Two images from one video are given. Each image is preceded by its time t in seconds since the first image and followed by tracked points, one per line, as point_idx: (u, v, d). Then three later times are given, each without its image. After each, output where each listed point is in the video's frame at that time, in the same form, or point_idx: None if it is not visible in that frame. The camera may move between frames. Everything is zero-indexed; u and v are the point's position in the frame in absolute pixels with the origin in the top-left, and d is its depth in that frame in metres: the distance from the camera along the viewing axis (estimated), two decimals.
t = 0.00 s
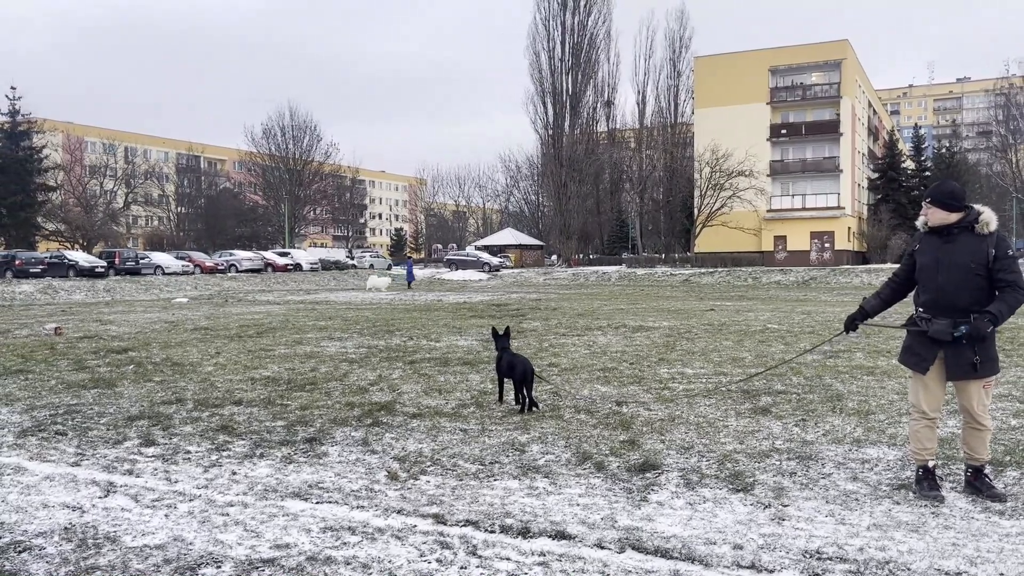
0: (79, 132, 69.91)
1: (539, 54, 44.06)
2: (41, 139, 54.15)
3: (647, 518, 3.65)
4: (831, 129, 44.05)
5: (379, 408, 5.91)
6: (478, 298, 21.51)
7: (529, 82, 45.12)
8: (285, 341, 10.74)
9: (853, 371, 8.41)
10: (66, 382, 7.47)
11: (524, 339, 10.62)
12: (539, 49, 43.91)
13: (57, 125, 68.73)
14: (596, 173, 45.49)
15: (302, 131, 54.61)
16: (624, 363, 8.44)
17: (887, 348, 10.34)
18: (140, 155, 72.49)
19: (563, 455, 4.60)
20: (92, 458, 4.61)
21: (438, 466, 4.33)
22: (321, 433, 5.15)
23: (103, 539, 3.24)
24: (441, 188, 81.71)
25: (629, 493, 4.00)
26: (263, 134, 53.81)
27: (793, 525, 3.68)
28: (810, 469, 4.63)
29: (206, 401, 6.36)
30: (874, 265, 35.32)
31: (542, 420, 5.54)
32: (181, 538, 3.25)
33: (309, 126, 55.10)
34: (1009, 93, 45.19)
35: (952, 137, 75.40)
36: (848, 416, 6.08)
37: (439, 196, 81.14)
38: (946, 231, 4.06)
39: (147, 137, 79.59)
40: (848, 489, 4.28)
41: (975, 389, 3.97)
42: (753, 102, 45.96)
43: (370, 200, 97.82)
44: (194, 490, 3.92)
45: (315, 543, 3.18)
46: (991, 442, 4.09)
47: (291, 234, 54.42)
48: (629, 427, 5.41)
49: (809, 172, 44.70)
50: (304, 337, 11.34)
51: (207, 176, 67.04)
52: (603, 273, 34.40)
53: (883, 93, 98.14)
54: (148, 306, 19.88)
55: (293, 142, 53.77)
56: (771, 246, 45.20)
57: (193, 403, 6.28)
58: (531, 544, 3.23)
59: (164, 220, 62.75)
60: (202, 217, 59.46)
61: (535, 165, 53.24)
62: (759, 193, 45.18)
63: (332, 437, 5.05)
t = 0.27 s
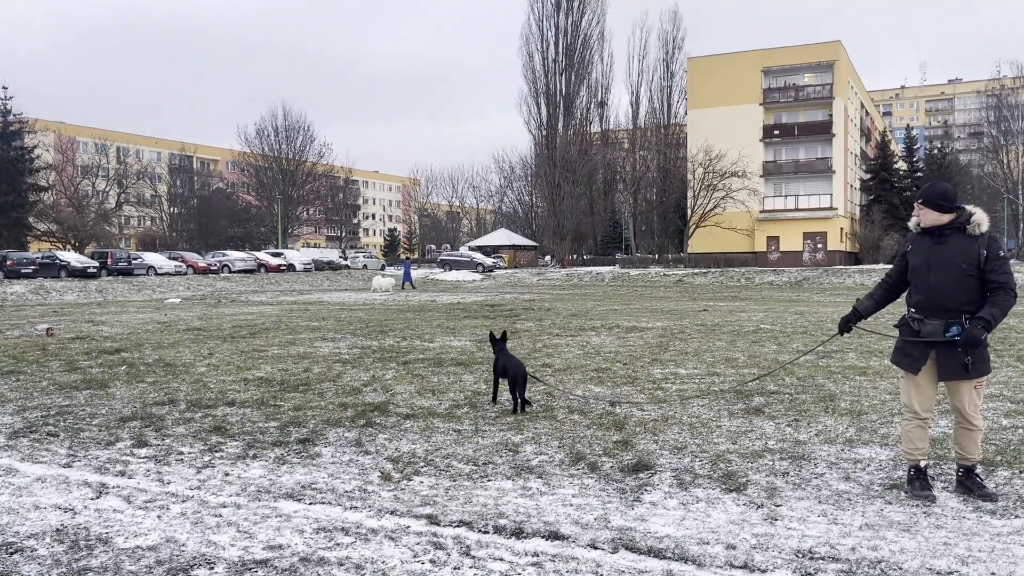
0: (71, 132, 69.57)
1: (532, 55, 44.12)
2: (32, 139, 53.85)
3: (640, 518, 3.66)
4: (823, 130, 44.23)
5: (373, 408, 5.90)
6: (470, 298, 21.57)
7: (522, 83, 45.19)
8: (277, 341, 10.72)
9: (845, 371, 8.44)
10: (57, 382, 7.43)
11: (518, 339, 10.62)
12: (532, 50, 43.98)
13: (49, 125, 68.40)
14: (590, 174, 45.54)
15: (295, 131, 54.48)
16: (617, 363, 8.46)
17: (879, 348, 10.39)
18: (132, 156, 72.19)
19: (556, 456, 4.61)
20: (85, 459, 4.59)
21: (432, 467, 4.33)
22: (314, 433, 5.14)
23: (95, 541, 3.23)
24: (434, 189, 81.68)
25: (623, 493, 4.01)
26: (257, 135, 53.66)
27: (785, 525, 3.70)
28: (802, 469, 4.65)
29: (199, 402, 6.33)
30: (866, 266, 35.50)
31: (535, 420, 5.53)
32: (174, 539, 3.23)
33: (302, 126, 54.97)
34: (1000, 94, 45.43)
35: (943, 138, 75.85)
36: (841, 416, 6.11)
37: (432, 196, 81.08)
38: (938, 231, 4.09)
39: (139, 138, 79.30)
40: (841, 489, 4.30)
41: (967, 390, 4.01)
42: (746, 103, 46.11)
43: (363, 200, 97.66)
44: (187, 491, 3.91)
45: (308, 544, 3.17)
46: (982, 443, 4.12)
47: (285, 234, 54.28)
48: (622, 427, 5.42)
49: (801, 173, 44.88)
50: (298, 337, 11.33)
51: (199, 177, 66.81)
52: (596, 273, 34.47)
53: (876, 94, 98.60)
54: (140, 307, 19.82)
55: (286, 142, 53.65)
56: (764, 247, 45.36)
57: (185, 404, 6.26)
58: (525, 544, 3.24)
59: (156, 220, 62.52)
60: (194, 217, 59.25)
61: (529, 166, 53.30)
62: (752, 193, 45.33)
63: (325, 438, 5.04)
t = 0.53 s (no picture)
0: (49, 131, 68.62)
1: (517, 56, 44.21)
2: (10, 138, 53.07)
3: (624, 518, 3.69)
4: (805, 132, 44.68)
5: (356, 409, 5.88)
6: (455, 299, 21.51)
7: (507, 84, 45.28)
8: (261, 342, 10.65)
9: (827, 371, 8.53)
10: (37, 384, 7.34)
11: (503, 340, 10.63)
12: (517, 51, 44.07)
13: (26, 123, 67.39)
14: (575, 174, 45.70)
15: (279, 130, 54.15)
16: (602, 364, 8.50)
17: (861, 348, 10.50)
18: (112, 155, 71.33)
19: (540, 456, 4.62)
20: (65, 461, 4.54)
21: (416, 468, 4.32)
22: (297, 435, 5.12)
23: (75, 544, 3.19)
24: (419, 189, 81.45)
25: (606, 493, 4.03)
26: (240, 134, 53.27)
27: (767, 524, 3.75)
28: (785, 468, 4.70)
29: (181, 403, 6.28)
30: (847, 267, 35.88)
31: (520, 421, 5.54)
32: (155, 542, 3.21)
33: (286, 125, 54.62)
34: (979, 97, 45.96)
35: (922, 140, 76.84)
36: (823, 416, 6.18)
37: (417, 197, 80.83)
38: (919, 233, 4.16)
39: (120, 137, 78.38)
40: (823, 488, 4.35)
41: (948, 389, 4.07)
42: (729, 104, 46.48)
43: (347, 200, 97.16)
44: (169, 494, 3.87)
45: (291, 546, 3.16)
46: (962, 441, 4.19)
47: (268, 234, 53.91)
48: (606, 427, 5.45)
49: (784, 175, 45.31)
50: (281, 338, 11.26)
51: (181, 176, 66.16)
52: (581, 274, 34.56)
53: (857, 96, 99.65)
54: (121, 308, 19.61)
55: (269, 142, 53.28)
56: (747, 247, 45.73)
57: (167, 405, 6.20)
58: (508, 545, 3.25)
59: (137, 220, 61.81)
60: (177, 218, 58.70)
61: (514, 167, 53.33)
62: (735, 195, 45.68)
63: (309, 439, 5.02)
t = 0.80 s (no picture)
0: (21, 129, 67.33)
1: (496, 57, 44.25)
2: None
3: (603, 519, 3.72)
4: (782, 135, 45.24)
5: (335, 411, 5.85)
6: (435, 300, 21.43)
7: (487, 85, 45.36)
8: (239, 344, 10.55)
9: (803, 371, 8.65)
10: (9, 387, 7.21)
11: (483, 341, 10.64)
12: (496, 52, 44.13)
13: None
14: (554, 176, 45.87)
15: (257, 130, 53.63)
16: (581, 365, 8.54)
17: (837, 348, 10.66)
18: (85, 154, 70.17)
19: (520, 457, 4.63)
20: (38, 465, 4.46)
21: (395, 469, 4.31)
22: (275, 437, 5.09)
23: (48, 549, 3.15)
24: (398, 190, 81.13)
25: (585, 494, 4.06)
26: (217, 134, 52.69)
27: (745, 524, 3.80)
28: (762, 468, 4.76)
29: (157, 406, 6.21)
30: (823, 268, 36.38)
31: (500, 422, 5.56)
32: (130, 546, 3.17)
33: (264, 125, 54.13)
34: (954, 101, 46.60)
35: (896, 142, 78.03)
36: (799, 415, 6.26)
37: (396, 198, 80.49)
38: (894, 235, 4.24)
39: (93, 136, 77.12)
40: (799, 487, 4.42)
41: (923, 390, 4.15)
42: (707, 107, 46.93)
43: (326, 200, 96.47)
44: (144, 497, 3.83)
45: (269, 549, 3.14)
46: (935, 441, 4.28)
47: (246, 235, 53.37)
48: (585, 428, 5.49)
49: (761, 177, 45.82)
50: (259, 340, 11.13)
51: (157, 176, 65.26)
52: (561, 275, 34.55)
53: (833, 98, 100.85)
54: (96, 310, 19.30)
55: (247, 142, 52.76)
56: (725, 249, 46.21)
57: (143, 408, 6.13)
58: (488, 546, 3.26)
59: (111, 221, 60.86)
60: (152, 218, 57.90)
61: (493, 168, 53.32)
62: (713, 196, 46.11)
63: (286, 441, 4.99)
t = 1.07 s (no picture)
0: None
1: (474, 58, 44.25)
2: None
3: (579, 518, 3.75)
4: (757, 137, 45.81)
5: (311, 412, 5.83)
6: (413, 301, 21.38)
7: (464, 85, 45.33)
8: (214, 346, 10.44)
9: (778, 371, 8.77)
10: None
11: (460, 342, 10.64)
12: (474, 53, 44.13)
13: None
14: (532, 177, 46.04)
15: (233, 130, 53.04)
16: (558, 365, 8.58)
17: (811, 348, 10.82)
18: (55, 153, 68.84)
19: (496, 458, 4.65)
20: (8, 468, 4.39)
21: (371, 470, 4.31)
22: (250, 439, 5.06)
23: (19, 553, 3.10)
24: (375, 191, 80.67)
25: (561, 494, 4.09)
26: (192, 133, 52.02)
27: (719, 522, 3.87)
28: (736, 466, 4.84)
29: (130, 408, 6.13)
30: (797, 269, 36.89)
31: (477, 422, 5.57)
32: (102, 549, 3.14)
33: (239, 125, 53.54)
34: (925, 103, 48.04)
35: (869, 145, 79.31)
36: (772, 415, 6.37)
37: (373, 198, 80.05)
38: (859, 242, 4.34)
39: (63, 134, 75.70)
40: (773, 486, 4.51)
41: (896, 392, 4.23)
42: (684, 109, 47.37)
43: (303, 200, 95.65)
44: (116, 500, 3.78)
45: (243, 551, 3.13)
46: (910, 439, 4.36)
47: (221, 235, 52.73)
48: (562, 427, 5.53)
49: (736, 178, 46.35)
50: (234, 341, 11.01)
51: (129, 176, 64.23)
52: (539, 276, 34.65)
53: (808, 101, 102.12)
54: (68, 311, 18.99)
55: (222, 142, 52.18)
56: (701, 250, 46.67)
57: (115, 410, 6.05)
58: (464, 547, 3.27)
59: (83, 221, 59.78)
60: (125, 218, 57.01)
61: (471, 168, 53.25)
62: (689, 198, 46.55)
63: (262, 443, 4.96)
